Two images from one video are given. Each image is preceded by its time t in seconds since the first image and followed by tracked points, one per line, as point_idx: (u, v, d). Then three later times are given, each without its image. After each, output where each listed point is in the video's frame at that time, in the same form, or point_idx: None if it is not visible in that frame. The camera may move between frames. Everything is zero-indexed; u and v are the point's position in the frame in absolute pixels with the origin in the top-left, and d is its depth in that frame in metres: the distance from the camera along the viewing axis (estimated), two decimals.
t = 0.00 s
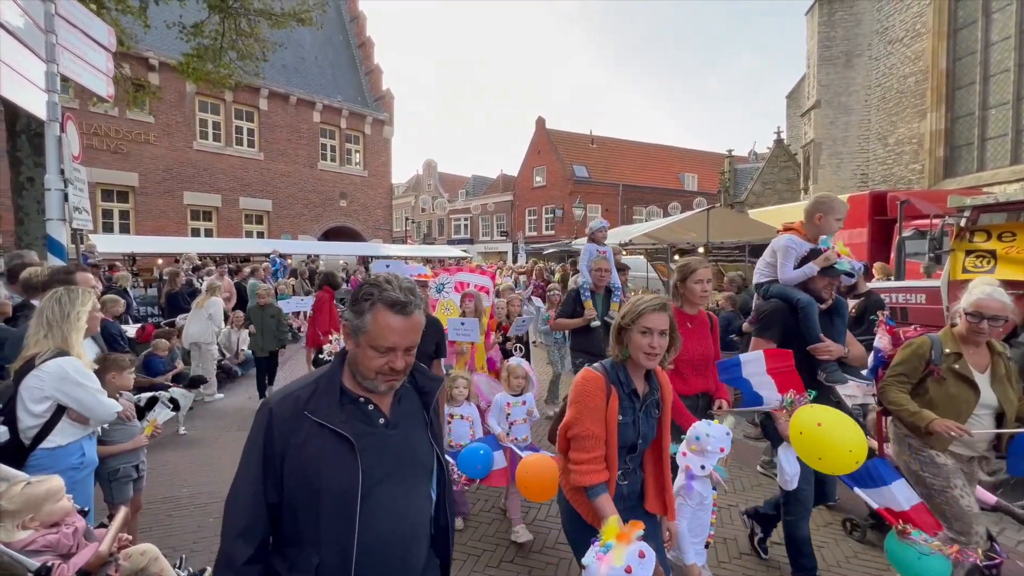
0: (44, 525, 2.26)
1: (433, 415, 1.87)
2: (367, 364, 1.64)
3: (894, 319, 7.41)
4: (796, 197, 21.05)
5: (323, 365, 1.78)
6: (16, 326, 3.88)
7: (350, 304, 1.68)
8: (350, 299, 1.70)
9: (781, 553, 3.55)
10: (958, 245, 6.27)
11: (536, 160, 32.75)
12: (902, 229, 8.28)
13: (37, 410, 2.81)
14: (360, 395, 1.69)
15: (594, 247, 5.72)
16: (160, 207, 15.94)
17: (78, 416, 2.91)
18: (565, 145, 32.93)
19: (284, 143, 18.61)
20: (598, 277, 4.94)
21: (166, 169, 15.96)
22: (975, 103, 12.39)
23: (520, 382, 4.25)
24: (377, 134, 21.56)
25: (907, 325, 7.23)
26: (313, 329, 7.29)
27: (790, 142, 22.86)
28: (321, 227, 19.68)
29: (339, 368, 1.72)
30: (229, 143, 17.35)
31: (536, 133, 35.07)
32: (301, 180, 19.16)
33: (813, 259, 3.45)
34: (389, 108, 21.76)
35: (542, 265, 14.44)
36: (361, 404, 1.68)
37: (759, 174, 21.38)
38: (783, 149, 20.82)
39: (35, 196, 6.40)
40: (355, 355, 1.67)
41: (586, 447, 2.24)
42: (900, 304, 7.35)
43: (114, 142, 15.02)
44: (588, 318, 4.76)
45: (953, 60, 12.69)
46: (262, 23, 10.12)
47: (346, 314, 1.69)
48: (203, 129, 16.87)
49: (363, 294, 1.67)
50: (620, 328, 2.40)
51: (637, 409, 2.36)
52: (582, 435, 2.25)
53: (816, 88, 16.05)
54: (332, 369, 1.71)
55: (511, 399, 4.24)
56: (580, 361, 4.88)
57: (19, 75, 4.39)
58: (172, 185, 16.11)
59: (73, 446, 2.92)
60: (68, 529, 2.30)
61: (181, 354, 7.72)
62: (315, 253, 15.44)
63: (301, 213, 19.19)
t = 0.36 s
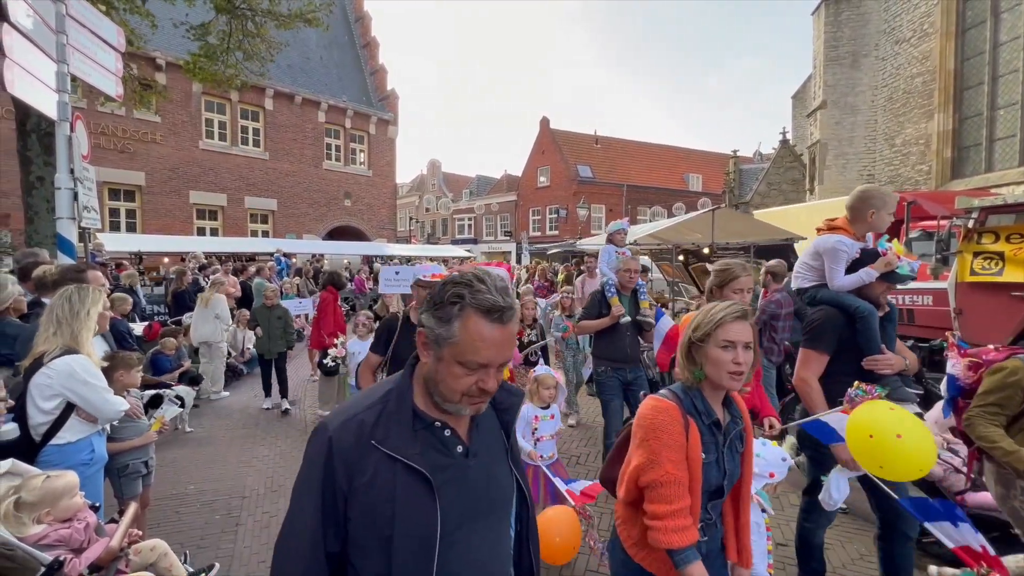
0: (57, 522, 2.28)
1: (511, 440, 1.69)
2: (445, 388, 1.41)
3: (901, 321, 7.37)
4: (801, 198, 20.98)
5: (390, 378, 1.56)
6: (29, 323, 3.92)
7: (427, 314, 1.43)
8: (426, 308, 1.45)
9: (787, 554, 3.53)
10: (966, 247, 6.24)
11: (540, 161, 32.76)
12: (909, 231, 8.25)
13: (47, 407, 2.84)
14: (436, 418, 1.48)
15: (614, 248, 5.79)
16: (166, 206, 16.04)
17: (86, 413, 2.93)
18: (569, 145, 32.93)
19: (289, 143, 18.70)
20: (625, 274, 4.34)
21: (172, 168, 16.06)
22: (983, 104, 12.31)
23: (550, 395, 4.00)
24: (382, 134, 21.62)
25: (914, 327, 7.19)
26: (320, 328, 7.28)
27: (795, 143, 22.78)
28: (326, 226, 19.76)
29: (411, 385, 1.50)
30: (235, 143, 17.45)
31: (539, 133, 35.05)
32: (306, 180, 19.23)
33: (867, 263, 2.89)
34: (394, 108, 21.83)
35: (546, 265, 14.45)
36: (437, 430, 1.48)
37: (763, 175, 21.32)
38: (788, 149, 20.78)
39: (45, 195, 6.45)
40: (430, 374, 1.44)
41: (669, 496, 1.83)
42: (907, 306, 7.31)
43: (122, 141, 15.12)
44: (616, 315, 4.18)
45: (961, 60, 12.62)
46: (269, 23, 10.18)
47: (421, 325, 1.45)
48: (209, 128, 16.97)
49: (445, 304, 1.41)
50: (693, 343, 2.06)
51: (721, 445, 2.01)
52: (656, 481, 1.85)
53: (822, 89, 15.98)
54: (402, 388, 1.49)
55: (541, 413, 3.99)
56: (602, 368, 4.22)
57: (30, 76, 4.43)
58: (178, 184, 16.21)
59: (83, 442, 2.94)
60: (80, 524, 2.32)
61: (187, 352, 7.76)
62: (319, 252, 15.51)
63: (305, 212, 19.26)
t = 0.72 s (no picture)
0: (73, 515, 2.31)
1: (627, 510, 1.36)
2: (573, 440, 1.07)
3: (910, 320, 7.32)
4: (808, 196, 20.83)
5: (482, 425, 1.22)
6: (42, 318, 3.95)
7: (544, 334, 1.14)
8: (542, 324, 1.17)
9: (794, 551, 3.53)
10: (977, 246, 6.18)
11: (545, 158, 32.69)
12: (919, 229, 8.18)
13: (62, 401, 2.87)
14: (553, 487, 1.14)
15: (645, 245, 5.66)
16: (174, 202, 16.13)
17: (99, 408, 2.96)
18: (574, 142, 32.84)
19: (295, 140, 18.75)
20: (663, 277, 4.21)
21: (179, 165, 16.15)
22: (994, 102, 12.17)
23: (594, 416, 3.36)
24: (387, 131, 21.63)
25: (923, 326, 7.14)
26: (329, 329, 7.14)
27: (804, 141, 22.60)
28: (331, 223, 19.82)
29: (519, 437, 1.16)
30: (241, 140, 17.51)
31: (545, 130, 34.96)
32: (312, 176, 19.29)
33: (961, 262, 2.79)
34: (399, 105, 21.82)
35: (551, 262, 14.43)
36: (552, 507, 1.12)
37: (770, 172, 21.17)
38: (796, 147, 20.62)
39: (55, 191, 6.49)
40: (544, 417, 1.11)
41: (792, 561, 1.55)
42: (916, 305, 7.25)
43: (129, 138, 15.20)
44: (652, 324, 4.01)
45: (972, 56, 12.46)
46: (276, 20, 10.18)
47: (535, 348, 1.15)
48: (216, 125, 17.04)
49: (569, 320, 1.12)
50: (814, 363, 1.84)
51: (854, 493, 1.76)
52: (774, 542, 1.57)
53: (831, 86, 15.84)
54: (505, 442, 1.14)
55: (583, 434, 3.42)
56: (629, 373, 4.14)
57: (41, 72, 4.45)
58: (185, 181, 16.30)
59: (96, 436, 2.97)
60: (96, 517, 2.35)
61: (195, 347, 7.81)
62: (325, 249, 15.57)
63: (311, 209, 19.33)
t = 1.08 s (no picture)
0: (85, 504, 2.32)
1: None
2: (829, 528, 0.73)
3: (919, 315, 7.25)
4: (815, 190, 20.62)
5: (645, 474, 0.90)
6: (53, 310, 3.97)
7: (771, 359, 0.78)
8: (761, 340, 0.81)
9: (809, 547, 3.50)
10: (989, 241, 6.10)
11: (549, 152, 32.50)
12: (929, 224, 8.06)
13: (73, 391, 2.88)
14: None
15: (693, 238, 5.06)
16: (178, 195, 16.13)
17: (110, 399, 2.97)
18: (579, 136, 32.63)
19: (299, 132, 18.70)
20: (715, 276, 3.76)
21: (184, 157, 16.14)
22: (1007, 94, 11.98)
23: (639, 425, 3.18)
24: (391, 124, 21.53)
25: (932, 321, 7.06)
26: (333, 318, 6.92)
27: (812, 134, 22.39)
28: (335, 216, 19.80)
29: (720, 515, 0.82)
30: (245, 132, 17.47)
31: (549, 124, 34.75)
32: (316, 169, 19.25)
33: None
34: (403, 97, 21.70)
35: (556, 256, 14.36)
36: None
37: (777, 166, 20.97)
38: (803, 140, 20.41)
39: (62, 182, 6.49)
40: (766, 487, 0.77)
41: None
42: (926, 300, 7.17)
43: (134, 130, 15.18)
44: (702, 330, 3.61)
45: (986, 48, 12.28)
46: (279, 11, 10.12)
47: (750, 378, 0.79)
48: (220, 117, 17.01)
49: (819, 337, 0.77)
50: None
51: None
52: None
53: (840, 78, 15.63)
54: (700, 520, 0.81)
55: (626, 445, 3.20)
56: (676, 377, 3.80)
57: (46, 63, 4.42)
58: (190, 173, 16.29)
59: (107, 426, 2.98)
60: (107, 507, 2.36)
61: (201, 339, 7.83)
62: (329, 242, 15.56)
63: (315, 202, 19.30)
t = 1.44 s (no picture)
0: (90, 491, 2.31)
1: None
2: None
3: (925, 306, 7.22)
4: (818, 181, 20.49)
5: None
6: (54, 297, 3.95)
7: None
8: None
9: (817, 535, 3.52)
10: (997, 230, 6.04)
11: (551, 141, 32.27)
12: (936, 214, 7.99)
13: (75, 378, 2.85)
14: None
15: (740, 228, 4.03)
16: (178, 184, 16.04)
17: (113, 385, 2.95)
18: (581, 125, 32.36)
19: (299, 120, 18.54)
20: (762, 270, 3.31)
21: (183, 146, 16.02)
22: (1016, 83, 11.83)
23: (702, 440, 2.66)
24: (391, 112, 21.35)
25: (938, 312, 7.03)
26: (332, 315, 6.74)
27: (816, 124, 22.17)
28: (336, 205, 19.71)
29: None
30: (245, 120, 17.32)
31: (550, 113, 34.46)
32: (316, 158, 19.13)
33: None
34: (403, 85, 21.51)
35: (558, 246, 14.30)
36: None
37: (781, 156, 20.82)
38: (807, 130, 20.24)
39: (61, 170, 6.43)
40: None
41: None
42: (932, 291, 7.14)
43: (132, 117, 15.05)
44: (743, 328, 3.23)
45: (995, 36, 12.10)
46: None
47: None
48: (219, 105, 16.85)
49: None
50: None
51: None
52: None
53: (846, 66, 15.41)
54: None
55: (685, 463, 2.66)
56: (715, 376, 3.35)
57: (42, 46, 4.33)
58: (189, 162, 16.18)
59: (110, 413, 2.97)
60: (112, 494, 2.36)
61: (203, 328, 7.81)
62: (330, 231, 15.50)
63: (315, 191, 19.19)
